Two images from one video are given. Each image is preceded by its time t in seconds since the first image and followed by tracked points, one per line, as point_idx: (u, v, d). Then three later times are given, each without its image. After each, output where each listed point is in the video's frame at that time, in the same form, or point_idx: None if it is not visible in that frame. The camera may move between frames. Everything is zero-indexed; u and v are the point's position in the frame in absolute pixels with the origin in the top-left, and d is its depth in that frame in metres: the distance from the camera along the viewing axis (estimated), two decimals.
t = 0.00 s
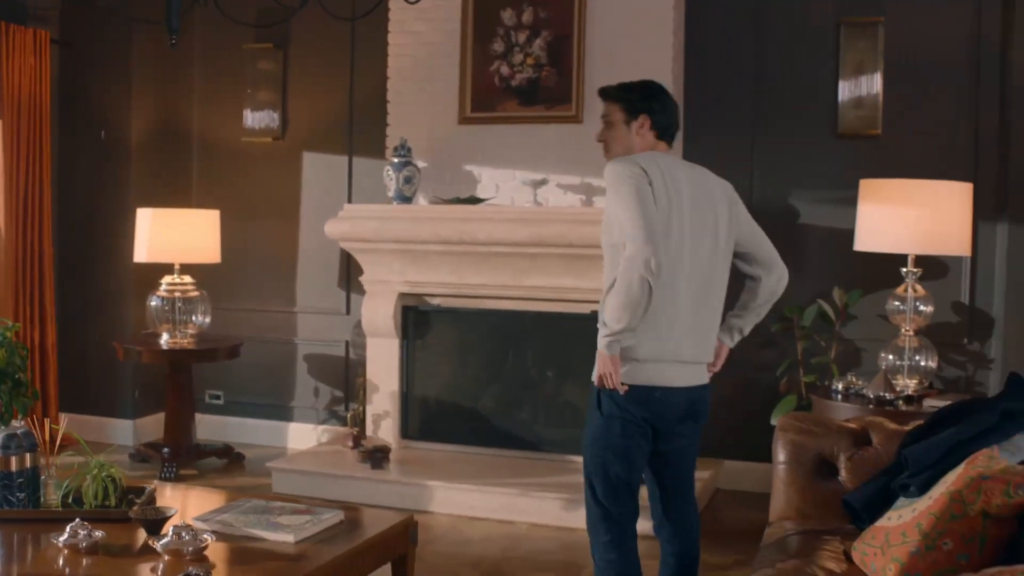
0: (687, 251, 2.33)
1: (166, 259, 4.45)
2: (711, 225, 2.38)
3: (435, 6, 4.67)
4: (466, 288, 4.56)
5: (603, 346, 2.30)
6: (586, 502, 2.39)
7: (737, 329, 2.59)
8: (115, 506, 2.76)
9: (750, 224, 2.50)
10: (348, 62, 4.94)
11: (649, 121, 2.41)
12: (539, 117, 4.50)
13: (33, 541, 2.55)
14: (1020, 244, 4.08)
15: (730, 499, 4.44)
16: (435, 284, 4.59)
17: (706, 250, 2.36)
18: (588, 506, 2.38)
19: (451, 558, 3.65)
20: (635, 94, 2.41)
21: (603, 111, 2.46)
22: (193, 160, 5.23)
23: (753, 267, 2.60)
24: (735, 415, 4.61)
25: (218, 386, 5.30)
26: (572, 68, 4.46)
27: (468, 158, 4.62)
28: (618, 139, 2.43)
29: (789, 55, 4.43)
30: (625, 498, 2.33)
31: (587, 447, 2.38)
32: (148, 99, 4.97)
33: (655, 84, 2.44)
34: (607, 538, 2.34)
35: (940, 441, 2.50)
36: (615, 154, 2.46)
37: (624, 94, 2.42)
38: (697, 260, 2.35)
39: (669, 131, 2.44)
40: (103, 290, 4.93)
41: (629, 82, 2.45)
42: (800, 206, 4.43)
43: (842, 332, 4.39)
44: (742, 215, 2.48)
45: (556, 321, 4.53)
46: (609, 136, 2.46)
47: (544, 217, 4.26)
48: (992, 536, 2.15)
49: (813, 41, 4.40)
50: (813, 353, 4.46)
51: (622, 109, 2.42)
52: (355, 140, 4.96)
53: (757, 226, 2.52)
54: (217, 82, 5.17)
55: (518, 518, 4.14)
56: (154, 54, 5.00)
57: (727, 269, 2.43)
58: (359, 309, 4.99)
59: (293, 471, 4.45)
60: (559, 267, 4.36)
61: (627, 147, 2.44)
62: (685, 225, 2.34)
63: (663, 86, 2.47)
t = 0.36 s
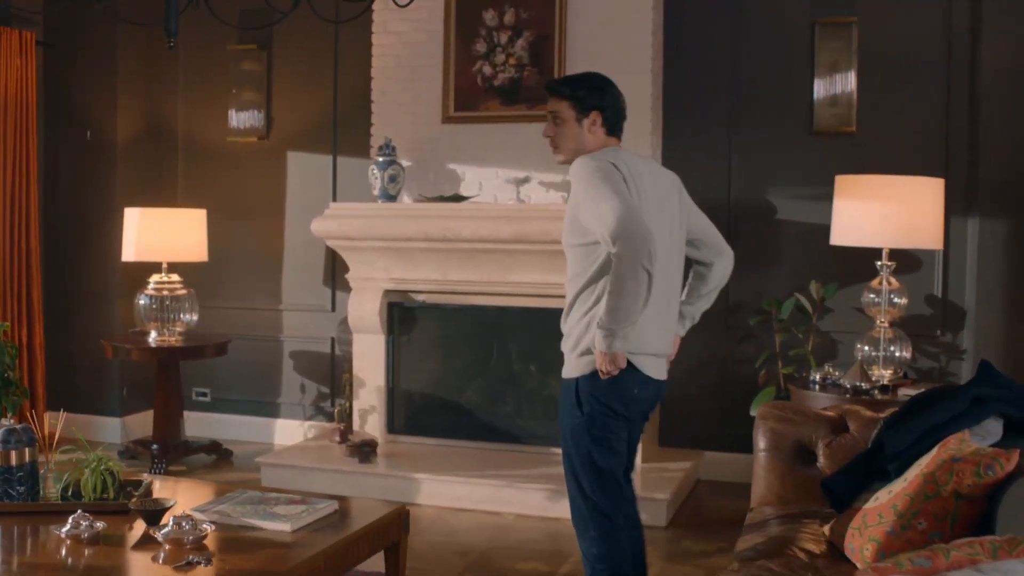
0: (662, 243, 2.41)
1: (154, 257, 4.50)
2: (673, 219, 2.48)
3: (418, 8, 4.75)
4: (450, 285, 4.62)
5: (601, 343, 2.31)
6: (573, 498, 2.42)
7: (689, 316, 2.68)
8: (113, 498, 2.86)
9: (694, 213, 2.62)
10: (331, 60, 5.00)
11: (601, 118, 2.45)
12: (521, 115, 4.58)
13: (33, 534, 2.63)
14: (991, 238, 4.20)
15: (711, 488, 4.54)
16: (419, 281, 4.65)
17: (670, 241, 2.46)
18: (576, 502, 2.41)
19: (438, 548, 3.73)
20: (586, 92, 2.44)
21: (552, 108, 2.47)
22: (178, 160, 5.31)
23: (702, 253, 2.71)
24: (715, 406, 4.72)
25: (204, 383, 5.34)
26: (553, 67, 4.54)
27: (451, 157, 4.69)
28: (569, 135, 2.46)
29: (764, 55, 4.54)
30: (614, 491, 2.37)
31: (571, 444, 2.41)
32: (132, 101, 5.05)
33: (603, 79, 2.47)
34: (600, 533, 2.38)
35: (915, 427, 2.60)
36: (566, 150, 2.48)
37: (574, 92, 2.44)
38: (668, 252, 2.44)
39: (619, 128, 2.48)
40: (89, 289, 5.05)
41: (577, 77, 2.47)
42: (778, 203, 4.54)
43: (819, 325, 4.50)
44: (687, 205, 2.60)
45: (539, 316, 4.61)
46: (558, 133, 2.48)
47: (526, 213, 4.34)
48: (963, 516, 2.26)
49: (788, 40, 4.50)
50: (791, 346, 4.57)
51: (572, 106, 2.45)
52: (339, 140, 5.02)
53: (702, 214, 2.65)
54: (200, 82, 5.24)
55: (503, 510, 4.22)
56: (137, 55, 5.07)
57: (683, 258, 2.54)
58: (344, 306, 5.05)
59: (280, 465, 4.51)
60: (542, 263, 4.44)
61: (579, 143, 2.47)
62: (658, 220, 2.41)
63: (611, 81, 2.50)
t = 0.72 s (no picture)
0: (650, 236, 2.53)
1: (148, 258, 4.56)
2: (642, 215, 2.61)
3: (408, 11, 4.82)
4: (442, 284, 4.70)
5: (616, 331, 2.35)
6: (572, 495, 2.46)
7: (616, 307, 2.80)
8: (117, 494, 2.97)
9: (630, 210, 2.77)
10: (322, 62, 5.07)
11: (562, 119, 2.51)
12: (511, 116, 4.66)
13: (39, 529, 2.71)
14: (971, 235, 4.30)
15: (699, 482, 4.64)
16: (411, 279, 4.72)
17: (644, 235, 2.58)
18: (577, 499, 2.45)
19: (433, 541, 3.80)
20: (548, 92, 2.50)
21: (515, 107, 2.54)
22: (171, 162, 5.36)
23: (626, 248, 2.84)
24: (703, 401, 4.81)
25: (198, 383, 5.40)
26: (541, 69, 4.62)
27: (442, 157, 4.76)
28: (529, 133, 2.52)
29: (748, 57, 4.63)
30: (614, 485, 2.47)
31: (576, 441, 2.43)
32: (125, 103, 5.10)
33: (566, 80, 2.52)
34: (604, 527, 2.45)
35: (896, 417, 2.73)
36: (527, 148, 2.55)
37: (537, 92, 2.50)
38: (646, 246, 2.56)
39: (580, 128, 2.53)
40: (84, 289, 5.10)
41: (540, 77, 2.53)
42: (762, 202, 4.63)
43: (804, 321, 4.60)
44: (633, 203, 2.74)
45: (530, 313, 4.69)
46: (520, 130, 2.54)
47: (517, 213, 4.41)
48: (943, 501, 2.34)
49: (772, 42, 4.60)
50: (777, 341, 4.66)
51: (534, 106, 2.51)
52: (331, 141, 5.08)
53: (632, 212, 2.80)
54: (193, 85, 5.29)
55: (495, 504, 4.30)
56: (130, 59, 5.12)
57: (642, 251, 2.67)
58: (337, 305, 5.12)
59: (276, 462, 4.57)
60: (532, 262, 4.52)
61: (540, 141, 2.53)
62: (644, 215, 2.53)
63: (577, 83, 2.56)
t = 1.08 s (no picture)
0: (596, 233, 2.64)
1: (148, 259, 4.62)
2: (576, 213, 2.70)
3: (404, 15, 4.90)
4: (437, 284, 4.77)
5: (598, 322, 2.47)
6: (550, 488, 2.51)
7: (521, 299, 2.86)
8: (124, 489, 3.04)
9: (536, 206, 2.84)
10: (319, 65, 5.14)
11: (510, 123, 2.56)
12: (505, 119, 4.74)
13: (47, 525, 2.78)
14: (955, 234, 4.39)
15: (691, 477, 4.73)
16: (407, 280, 4.79)
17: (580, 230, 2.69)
18: (556, 492, 2.51)
19: (432, 536, 3.88)
20: (496, 97, 2.55)
21: (464, 112, 2.60)
22: (169, 165, 5.43)
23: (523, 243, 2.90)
24: (694, 398, 4.89)
25: (197, 383, 5.47)
26: (535, 72, 4.70)
27: (437, 159, 4.84)
28: (477, 138, 2.58)
29: (737, 60, 4.72)
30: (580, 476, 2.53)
31: (555, 436, 2.49)
32: (123, 107, 5.17)
33: (513, 85, 2.57)
34: (582, 518, 2.52)
35: (882, 410, 2.80)
36: (476, 150, 2.60)
37: (484, 97, 2.56)
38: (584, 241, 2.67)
39: (528, 133, 2.58)
40: (84, 290, 5.17)
41: (488, 83, 2.58)
42: (752, 202, 4.72)
43: (793, 319, 4.69)
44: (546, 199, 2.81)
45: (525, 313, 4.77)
46: (469, 134, 2.60)
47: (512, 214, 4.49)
48: (926, 489, 2.41)
49: (761, 46, 4.69)
50: (767, 339, 4.75)
51: (481, 111, 2.56)
52: (327, 144, 5.16)
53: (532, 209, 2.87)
54: (190, 88, 5.36)
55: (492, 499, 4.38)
56: (128, 63, 5.19)
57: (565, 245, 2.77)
58: (334, 305, 5.19)
59: (275, 460, 4.64)
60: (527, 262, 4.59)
61: (489, 146, 2.58)
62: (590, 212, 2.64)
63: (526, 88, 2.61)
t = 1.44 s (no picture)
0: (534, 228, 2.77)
1: (156, 260, 4.71)
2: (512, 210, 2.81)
3: (407, 20, 4.99)
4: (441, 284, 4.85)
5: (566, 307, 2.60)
6: (520, 481, 2.58)
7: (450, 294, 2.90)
8: (138, 483, 3.14)
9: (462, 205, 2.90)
10: (324, 70, 5.23)
11: (456, 124, 2.61)
12: (507, 122, 4.82)
13: (64, 517, 2.86)
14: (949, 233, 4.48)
15: (690, 473, 4.82)
16: (411, 280, 4.88)
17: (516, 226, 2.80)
18: (529, 489, 2.58)
19: (437, 530, 3.96)
20: (442, 100, 2.61)
21: (412, 117, 2.65)
22: (175, 167, 5.51)
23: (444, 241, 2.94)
24: (693, 395, 4.98)
25: (203, 381, 5.55)
26: (536, 76, 4.79)
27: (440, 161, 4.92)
28: (425, 140, 2.62)
29: (735, 63, 4.81)
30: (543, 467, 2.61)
31: (530, 433, 2.57)
32: (131, 111, 5.25)
33: (456, 88, 2.63)
34: (551, 514, 2.59)
35: (876, 404, 2.88)
36: (425, 153, 2.64)
37: (431, 100, 2.61)
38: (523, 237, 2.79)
39: (474, 133, 2.62)
40: (91, 290, 5.25)
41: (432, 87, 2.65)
42: (749, 203, 4.81)
43: (790, 317, 4.78)
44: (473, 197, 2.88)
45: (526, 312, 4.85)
46: (418, 138, 2.65)
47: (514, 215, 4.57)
48: (918, 481, 2.49)
49: (757, 50, 4.78)
50: (764, 338, 4.84)
51: (428, 113, 2.62)
52: (331, 147, 5.24)
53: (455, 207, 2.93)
54: (197, 91, 5.45)
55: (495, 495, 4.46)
56: (135, 66, 5.27)
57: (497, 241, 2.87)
58: (338, 305, 5.27)
59: (282, 457, 4.73)
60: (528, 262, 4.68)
61: (437, 148, 2.62)
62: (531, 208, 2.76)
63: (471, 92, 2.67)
